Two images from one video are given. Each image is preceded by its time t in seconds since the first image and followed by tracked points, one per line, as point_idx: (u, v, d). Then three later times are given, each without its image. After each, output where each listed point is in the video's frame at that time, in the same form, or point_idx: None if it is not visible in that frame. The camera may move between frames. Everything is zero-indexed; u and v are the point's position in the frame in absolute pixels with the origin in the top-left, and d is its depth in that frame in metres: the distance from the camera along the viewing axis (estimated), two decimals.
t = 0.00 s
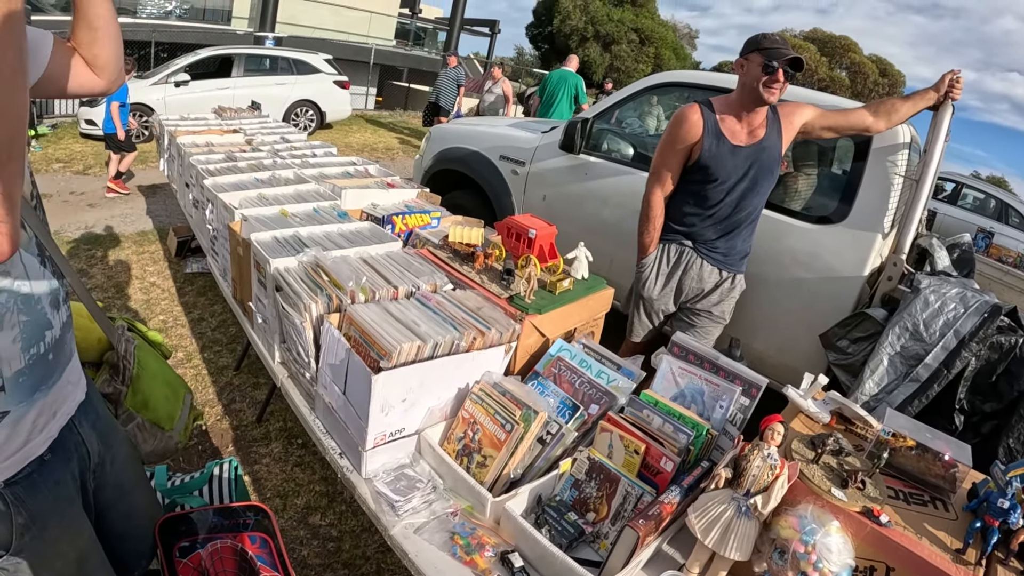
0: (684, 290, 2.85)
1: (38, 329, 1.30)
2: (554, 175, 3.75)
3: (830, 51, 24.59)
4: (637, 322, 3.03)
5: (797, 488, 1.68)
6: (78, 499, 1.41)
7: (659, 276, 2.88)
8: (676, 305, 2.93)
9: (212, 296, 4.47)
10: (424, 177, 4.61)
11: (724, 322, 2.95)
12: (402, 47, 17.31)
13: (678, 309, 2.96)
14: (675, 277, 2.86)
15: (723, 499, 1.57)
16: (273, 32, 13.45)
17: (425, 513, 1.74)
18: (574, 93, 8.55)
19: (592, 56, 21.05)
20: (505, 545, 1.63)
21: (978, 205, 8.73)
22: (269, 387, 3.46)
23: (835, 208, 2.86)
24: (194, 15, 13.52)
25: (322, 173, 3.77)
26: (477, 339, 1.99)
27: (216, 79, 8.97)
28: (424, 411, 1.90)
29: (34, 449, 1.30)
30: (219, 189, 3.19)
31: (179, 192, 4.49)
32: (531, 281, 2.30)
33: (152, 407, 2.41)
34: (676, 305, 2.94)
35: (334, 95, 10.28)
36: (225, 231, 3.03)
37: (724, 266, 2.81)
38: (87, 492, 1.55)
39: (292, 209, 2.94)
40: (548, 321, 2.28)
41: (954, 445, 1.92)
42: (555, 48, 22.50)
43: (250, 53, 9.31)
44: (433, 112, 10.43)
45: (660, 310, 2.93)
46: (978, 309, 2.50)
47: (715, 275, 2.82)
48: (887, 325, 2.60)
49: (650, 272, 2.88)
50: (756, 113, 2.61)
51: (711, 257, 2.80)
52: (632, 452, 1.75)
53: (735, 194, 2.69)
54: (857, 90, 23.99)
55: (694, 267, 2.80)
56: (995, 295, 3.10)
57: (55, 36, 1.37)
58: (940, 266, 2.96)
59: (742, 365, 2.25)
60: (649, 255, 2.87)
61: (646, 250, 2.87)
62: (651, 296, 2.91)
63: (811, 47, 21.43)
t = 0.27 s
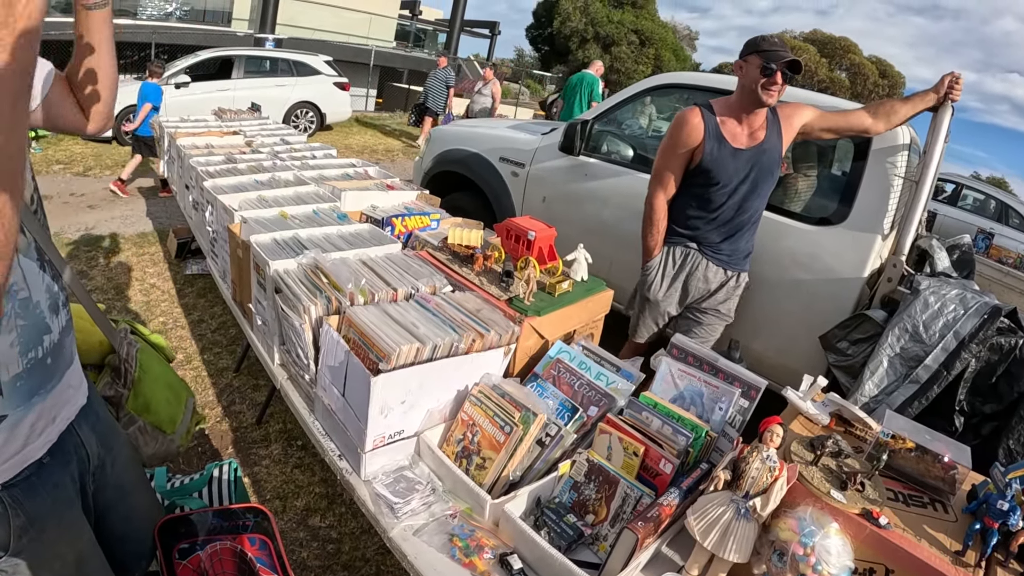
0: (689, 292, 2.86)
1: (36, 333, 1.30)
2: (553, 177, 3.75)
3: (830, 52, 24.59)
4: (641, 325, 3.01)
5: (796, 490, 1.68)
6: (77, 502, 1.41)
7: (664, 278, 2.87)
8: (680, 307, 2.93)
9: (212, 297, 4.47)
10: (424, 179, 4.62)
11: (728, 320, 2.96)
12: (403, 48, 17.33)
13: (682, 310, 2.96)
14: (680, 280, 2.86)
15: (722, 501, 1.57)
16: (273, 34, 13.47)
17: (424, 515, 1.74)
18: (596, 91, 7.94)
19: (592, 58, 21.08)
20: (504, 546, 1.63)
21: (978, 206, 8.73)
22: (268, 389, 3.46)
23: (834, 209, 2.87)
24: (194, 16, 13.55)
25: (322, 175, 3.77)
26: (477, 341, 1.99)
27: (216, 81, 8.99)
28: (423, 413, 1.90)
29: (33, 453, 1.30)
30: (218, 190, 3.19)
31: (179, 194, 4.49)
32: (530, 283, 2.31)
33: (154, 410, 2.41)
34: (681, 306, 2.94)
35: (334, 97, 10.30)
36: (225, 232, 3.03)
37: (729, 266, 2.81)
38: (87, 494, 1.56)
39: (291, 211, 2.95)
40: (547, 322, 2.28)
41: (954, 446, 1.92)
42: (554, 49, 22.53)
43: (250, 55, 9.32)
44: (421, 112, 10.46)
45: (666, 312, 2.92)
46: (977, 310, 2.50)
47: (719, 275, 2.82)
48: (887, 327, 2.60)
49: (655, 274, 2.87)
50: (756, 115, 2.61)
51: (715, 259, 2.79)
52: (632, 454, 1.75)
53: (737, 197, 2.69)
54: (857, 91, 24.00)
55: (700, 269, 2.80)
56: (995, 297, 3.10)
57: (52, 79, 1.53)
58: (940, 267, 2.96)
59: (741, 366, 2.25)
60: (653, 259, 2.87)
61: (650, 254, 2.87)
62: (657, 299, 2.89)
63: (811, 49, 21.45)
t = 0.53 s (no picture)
0: (688, 292, 2.86)
1: (37, 339, 1.31)
2: (554, 177, 3.75)
3: (831, 53, 24.59)
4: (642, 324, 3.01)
5: (796, 490, 1.68)
6: (76, 506, 1.42)
7: (664, 278, 2.88)
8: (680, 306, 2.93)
9: (212, 298, 4.48)
10: (424, 180, 4.62)
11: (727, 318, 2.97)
12: (403, 49, 17.35)
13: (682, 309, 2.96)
14: (680, 278, 2.87)
15: (721, 502, 1.57)
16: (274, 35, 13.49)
17: (424, 515, 1.74)
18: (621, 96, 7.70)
19: (593, 58, 21.10)
20: (504, 547, 1.63)
21: (978, 206, 8.72)
22: (269, 389, 3.46)
23: (834, 210, 2.87)
24: (195, 17, 13.60)
25: (322, 176, 3.78)
26: (477, 342, 1.99)
27: (216, 82, 9.01)
28: (423, 414, 1.90)
29: (32, 458, 1.31)
30: (219, 191, 3.20)
31: (180, 195, 4.50)
32: (531, 284, 2.30)
33: (156, 414, 2.42)
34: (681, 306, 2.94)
35: (334, 98, 10.31)
36: (225, 233, 3.03)
37: (729, 266, 2.83)
38: (87, 497, 1.57)
39: (292, 212, 2.95)
40: (547, 323, 2.28)
41: (953, 447, 1.92)
42: (555, 50, 22.55)
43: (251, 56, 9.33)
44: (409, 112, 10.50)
45: (666, 310, 2.92)
46: (977, 311, 2.50)
47: (718, 275, 2.82)
48: (887, 327, 2.61)
49: (656, 274, 2.88)
50: (756, 118, 2.62)
51: (714, 258, 2.81)
52: (631, 454, 1.75)
53: (737, 200, 2.70)
54: (857, 91, 23.96)
55: (700, 268, 2.81)
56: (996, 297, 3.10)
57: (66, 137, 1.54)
58: (940, 268, 2.96)
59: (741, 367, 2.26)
60: (653, 259, 2.87)
61: (650, 253, 2.87)
62: (657, 299, 2.89)
63: (811, 49, 21.44)
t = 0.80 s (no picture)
0: (684, 288, 2.86)
1: (41, 339, 1.32)
2: (554, 178, 3.76)
3: (831, 53, 24.60)
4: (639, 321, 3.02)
5: (796, 491, 1.68)
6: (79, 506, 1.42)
7: (660, 274, 2.88)
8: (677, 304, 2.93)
9: (213, 298, 4.48)
10: (424, 180, 4.62)
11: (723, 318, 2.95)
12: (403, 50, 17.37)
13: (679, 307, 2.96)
14: (676, 276, 2.87)
15: (722, 502, 1.57)
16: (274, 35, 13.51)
17: (424, 515, 1.74)
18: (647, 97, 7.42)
19: (593, 59, 21.14)
20: (504, 547, 1.63)
21: (979, 207, 8.72)
22: (269, 390, 3.47)
23: (835, 211, 2.87)
24: (195, 18, 13.63)
25: (322, 177, 3.78)
26: (477, 342, 2.00)
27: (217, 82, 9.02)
28: (424, 414, 1.91)
29: (35, 460, 1.31)
30: (220, 192, 3.20)
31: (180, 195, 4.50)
32: (531, 284, 2.30)
33: (157, 413, 2.42)
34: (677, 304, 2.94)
35: (335, 98, 10.32)
36: (226, 234, 3.03)
37: (724, 265, 2.82)
38: (89, 496, 1.58)
39: (292, 212, 2.96)
40: (548, 323, 2.28)
41: (953, 447, 1.93)
42: (555, 50, 22.57)
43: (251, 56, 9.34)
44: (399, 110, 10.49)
45: (662, 307, 2.92)
46: (978, 311, 2.51)
47: (714, 273, 2.82)
48: (887, 328, 2.61)
49: (652, 270, 2.88)
50: (753, 115, 2.63)
51: (711, 256, 2.80)
52: (632, 455, 1.75)
53: (733, 196, 2.69)
54: (857, 92, 23.99)
55: (695, 264, 2.80)
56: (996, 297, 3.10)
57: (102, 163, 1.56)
58: (940, 268, 2.96)
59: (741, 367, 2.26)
60: (650, 255, 2.87)
61: (647, 250, 2.87)
62: (653, 294, 2.90)
63: (811, 50, 21.44)
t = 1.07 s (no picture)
0: (676, 283, 2.86)
1: (42, 343, 1.32)
2: (553, 180, 3.76)
3: (830, 56, 24.65)
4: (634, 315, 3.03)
5: (794, 492, 1.69)
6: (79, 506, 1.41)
7: (653, 269, 2.89)
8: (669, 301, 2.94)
9: (211, 299, 4.48)
10: (423, 182, 4.62)
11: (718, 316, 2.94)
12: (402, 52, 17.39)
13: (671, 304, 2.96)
14: (668, 271, 2.88)
15: (720, 503, 1.57)
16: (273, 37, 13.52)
17: (422, 517, 1.74)
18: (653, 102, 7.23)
19: (592, 61, 21.18)
20: (502, 548, 1.63)
21: (978, 209, 8.74)
22: (268, 391, 3.46)
23: (833, 213, 2.87)
24: (194, 19, 13.64)
25: (321, 178, 3.78)
26: (475, 344, 2.00)
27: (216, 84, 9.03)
28: (422, 415, 1.91)
29: (35, 462, 1.29)
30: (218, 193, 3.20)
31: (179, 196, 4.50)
32: (529, 286, 2.31)
33: (156, 411, 2.42)
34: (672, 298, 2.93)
35: (334, 100, 10.33)
36: (224, 235, 3.03)
37: (718, 261, 2.81)
38: (90, 497, 1.54)
39: (291, 213, 2.96)
40: (546, 325, 2.29)
41: (952, 449, 1.93)
42: (554, 52, 22.61)
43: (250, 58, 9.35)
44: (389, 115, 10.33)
45: (653, 301, 2.94)
46: (976, 312, 2.52)
47: (706, 270, 2.81)
48: (885, 330, 2.61)
49: (646, 264, 2.89)
50: (750, 117, 2.63)
51: (703, 252, 2.80)
52: (629, 456, 1.75)
53: (726, 193, 2.71)
54: (856, 94, 24.06)
55: (688, 260, 2.81)
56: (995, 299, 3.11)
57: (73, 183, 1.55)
58: (939, 270, 2.96)
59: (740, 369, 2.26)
60: (646, 248, 2.89)
61: (643, 243, 2.89)
62: (645, 287, 2.92)
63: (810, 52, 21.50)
